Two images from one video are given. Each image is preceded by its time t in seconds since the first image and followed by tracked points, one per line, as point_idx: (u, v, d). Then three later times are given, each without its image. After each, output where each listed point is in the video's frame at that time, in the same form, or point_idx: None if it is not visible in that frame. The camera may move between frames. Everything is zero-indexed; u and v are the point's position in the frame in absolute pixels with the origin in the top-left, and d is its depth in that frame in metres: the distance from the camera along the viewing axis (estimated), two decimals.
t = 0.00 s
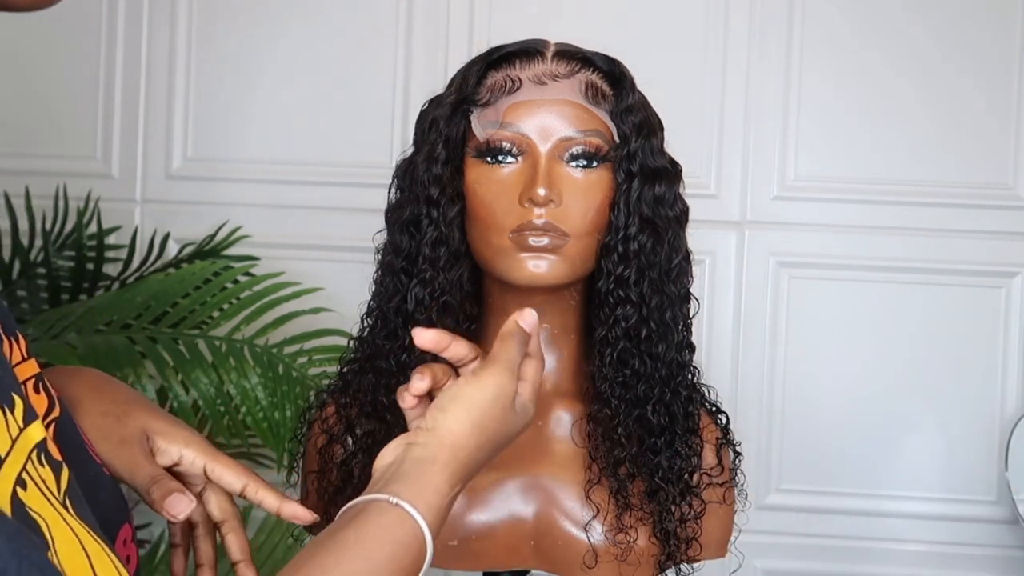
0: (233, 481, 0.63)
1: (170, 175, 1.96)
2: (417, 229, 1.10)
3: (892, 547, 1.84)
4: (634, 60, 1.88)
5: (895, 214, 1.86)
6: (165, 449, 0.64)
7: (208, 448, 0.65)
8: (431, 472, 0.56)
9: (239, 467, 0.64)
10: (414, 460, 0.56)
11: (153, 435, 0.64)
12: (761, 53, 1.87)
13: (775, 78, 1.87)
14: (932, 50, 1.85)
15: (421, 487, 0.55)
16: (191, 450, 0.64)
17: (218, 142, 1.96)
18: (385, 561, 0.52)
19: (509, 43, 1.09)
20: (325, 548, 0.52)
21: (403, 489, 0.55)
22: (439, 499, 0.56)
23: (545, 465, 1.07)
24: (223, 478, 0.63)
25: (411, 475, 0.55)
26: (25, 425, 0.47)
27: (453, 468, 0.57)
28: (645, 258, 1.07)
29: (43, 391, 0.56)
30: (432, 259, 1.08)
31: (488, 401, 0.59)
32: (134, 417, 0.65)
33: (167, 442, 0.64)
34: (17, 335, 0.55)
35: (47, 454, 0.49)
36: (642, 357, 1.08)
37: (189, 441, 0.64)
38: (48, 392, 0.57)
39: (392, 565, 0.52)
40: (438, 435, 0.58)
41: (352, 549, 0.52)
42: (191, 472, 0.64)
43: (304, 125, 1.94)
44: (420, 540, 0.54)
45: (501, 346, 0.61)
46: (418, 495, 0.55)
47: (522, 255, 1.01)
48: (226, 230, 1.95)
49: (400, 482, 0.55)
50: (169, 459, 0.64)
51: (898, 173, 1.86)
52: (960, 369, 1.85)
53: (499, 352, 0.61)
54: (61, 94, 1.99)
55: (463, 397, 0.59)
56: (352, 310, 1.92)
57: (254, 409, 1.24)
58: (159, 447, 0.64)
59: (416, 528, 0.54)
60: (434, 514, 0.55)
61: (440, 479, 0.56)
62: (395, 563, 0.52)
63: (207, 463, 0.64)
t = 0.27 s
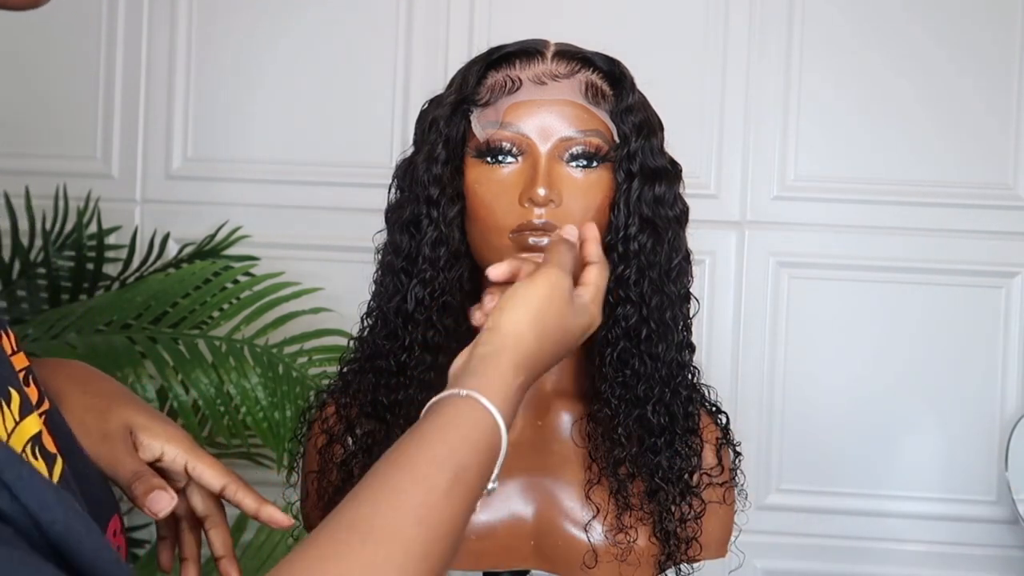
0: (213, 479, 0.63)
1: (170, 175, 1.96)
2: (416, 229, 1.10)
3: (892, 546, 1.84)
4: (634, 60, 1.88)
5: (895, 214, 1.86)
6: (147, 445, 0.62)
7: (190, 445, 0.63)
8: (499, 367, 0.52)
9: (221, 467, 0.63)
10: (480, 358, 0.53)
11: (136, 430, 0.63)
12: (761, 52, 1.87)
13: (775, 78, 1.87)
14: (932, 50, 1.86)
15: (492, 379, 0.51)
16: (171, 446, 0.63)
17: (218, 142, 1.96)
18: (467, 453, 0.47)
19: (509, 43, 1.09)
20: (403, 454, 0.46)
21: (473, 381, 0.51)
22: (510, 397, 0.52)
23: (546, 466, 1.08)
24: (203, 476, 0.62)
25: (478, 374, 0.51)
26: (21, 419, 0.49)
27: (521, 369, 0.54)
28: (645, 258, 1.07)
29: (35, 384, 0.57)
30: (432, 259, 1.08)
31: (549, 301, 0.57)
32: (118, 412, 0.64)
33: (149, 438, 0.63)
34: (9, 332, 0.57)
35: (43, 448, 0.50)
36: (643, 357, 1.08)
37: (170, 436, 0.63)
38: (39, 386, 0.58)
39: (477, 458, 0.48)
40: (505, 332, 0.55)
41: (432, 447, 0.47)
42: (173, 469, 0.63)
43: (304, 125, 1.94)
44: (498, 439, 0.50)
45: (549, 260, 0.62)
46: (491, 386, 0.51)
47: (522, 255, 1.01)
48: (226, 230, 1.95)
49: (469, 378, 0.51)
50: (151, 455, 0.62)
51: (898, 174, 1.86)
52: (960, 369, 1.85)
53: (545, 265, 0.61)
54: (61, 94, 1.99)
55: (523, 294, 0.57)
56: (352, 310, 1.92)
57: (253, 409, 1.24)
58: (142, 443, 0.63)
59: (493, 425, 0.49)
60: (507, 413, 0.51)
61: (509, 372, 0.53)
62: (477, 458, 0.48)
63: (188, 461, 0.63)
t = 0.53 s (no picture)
0: (208, 482, 0.62)
1: (170, 175, 1.96)
2: (416, 229, 1.10)
3: (892, 547, 1.83)
4: (634, 60, 1.88)
5: (895, 214, 1.86)
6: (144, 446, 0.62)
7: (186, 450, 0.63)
8: (544, 271, 0.58)
9: (216, 473, 0.62)
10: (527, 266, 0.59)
11: (133, 430, 0.62)
12: (761, 52, 1.87)
13: (775, 78, 1.87)
14: (932, 50, 1.86)
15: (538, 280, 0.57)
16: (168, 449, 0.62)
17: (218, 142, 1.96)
18: (529, 351, 0.52)
19: (509, 43, 1.09)
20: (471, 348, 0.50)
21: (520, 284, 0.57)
22: (561, 295, 0.58)
23: (546, 466, 1.08)
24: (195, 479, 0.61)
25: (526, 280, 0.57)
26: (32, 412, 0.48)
27: (569, 271, 0.59)
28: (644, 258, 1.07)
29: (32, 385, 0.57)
30: (432, 259, 1.08)
31: (581, 222, 0.64)
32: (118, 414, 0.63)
33: (147, 438, 0.62)
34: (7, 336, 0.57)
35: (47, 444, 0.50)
36: (642, 357, 1.08)
37: (167, 438, 0.62)
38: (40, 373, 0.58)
39: (539, 355, 0.52)
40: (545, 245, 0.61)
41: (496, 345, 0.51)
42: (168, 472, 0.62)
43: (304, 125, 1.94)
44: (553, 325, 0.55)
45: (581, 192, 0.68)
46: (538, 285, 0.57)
47: (522, 255, 1.01)
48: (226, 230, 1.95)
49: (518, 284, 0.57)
50: (146, 456, 0.61)
51: (898, 174, 1.86)
52: (960, 369, 1.85)
53: (574, 195, 0.67)
54: (62, 94, 1.99)
55: (555, 219, 0.63)
56: (352, 310, 1.92)
57: (254, 409, 1.24)
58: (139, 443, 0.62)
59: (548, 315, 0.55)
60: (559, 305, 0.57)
61: (556, 274, 0.58)
62: (537, 350, 0.52)
63: (184, 463, 0.62)
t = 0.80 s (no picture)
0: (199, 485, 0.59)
1: (170, 174, 1.96)
2: (416, 229, 1.10)
3: (892, 547, 1.83)
4: (634, 60, 1.88)
5: (895, 214, 1.85)
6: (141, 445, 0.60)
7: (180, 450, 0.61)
8: (562, 253, 0.58)
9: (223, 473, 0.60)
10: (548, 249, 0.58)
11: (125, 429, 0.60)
12: (761, 52, 1.87)
13: (775, 78, 1.87)
14: (932, 50, 1.86)
15: (560, 263, 0.57)
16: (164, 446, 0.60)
17: (218, 142, 1.96)
18: (546, 335, 0.51)
19: (509, 43, 1.09)
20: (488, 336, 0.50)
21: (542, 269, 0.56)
22: (580, 277, 0.57)
23: (545, 466, 1.08)
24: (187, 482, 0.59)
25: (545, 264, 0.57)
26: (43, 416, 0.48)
27: (587, 253, 0.59)
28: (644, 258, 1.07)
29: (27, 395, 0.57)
30: (432, 260, 1.08)
31: (594, 203, 0.63)
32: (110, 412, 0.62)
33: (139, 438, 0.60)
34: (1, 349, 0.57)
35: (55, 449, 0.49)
36: (642, 357, 1.08)
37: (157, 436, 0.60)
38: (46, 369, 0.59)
39: (556, 338, 0.51)
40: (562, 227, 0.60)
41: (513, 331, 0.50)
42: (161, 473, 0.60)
43: (304, 125, 1.94)
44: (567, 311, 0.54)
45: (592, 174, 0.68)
46: (558, 269, 0.56)
47: (522, 255, 1.01)
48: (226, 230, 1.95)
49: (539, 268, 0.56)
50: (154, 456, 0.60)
51: (898, 174, 1.86)
52: (960, 369, 1.85)
53: (585, 178, 0.67)
54: (62, 94, 1.99)
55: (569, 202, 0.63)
56: (352, 310, 1.92)
57: (254, 409, 1.24)
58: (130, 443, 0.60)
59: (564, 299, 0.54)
60: (578, 288, 0.56)
61: (577, 257, 0.58)
62: (555, 334, 0.51)
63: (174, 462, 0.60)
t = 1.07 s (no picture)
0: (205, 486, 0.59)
1: (169, 174, 1.96)
2: (416, 229, 1.10)
3: (892, 546, 1.83)
4: (634, 60, 1.88)
5: (895, 213, 1.85)
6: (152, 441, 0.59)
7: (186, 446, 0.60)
8: (567, 231, 0.59)
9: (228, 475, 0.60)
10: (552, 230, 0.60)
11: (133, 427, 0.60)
12: (761, 52, 1.87)
13: (775, 78, 1.87)
14: (932, 51, 1.86)
15: (565, 239, 0.58)
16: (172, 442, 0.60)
17: (218, 142, 1.96)
18: (562, 315, 0.52)
19: (509, 43, 1.09)
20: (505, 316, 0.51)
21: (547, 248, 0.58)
22: (590, 249, 0.59)
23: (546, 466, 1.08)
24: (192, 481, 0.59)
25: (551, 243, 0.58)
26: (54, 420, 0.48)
27: (593, 226, 0.60)
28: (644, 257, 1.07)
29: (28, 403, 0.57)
30: (432, 259, 1.08)
31: (596, 180, 0.65)
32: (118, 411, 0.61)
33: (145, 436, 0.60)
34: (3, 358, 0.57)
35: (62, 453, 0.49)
36: (642, 357, 1.08)
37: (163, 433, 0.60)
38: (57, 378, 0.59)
39: (569, 312, 0.53)
40: (564, 209, 0.62)
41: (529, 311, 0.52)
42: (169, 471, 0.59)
43: (303, 125, 1.94)
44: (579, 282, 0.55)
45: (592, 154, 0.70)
46: (564, 245, 0.58)
47: (522, 255, 1.01)
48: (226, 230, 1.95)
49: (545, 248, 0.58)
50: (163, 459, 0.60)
51: (898, 174, 1.86)
52: (960, 368, 1.85)
53: (586, 159, 0.69)
54: (62, 94, 1.99)
55: (570, 183, 0.64)
56: (352, 310, 1.92)
57: (253, 409, 1.25)
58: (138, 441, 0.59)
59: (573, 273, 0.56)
60: (588, 261, 0.58)
61: (582, 232, 0.59)
62: (569, 312, 0.53)
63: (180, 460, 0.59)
